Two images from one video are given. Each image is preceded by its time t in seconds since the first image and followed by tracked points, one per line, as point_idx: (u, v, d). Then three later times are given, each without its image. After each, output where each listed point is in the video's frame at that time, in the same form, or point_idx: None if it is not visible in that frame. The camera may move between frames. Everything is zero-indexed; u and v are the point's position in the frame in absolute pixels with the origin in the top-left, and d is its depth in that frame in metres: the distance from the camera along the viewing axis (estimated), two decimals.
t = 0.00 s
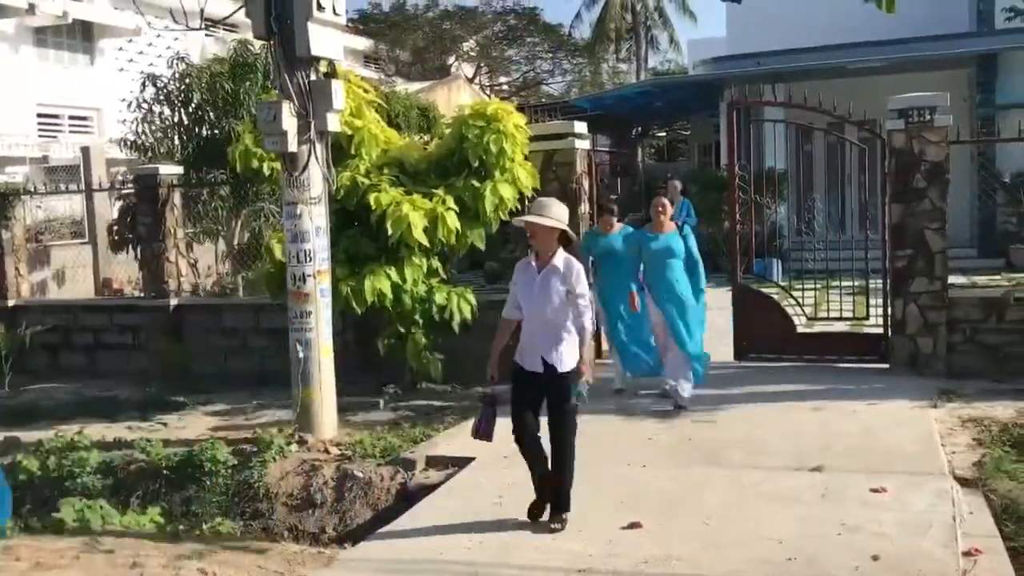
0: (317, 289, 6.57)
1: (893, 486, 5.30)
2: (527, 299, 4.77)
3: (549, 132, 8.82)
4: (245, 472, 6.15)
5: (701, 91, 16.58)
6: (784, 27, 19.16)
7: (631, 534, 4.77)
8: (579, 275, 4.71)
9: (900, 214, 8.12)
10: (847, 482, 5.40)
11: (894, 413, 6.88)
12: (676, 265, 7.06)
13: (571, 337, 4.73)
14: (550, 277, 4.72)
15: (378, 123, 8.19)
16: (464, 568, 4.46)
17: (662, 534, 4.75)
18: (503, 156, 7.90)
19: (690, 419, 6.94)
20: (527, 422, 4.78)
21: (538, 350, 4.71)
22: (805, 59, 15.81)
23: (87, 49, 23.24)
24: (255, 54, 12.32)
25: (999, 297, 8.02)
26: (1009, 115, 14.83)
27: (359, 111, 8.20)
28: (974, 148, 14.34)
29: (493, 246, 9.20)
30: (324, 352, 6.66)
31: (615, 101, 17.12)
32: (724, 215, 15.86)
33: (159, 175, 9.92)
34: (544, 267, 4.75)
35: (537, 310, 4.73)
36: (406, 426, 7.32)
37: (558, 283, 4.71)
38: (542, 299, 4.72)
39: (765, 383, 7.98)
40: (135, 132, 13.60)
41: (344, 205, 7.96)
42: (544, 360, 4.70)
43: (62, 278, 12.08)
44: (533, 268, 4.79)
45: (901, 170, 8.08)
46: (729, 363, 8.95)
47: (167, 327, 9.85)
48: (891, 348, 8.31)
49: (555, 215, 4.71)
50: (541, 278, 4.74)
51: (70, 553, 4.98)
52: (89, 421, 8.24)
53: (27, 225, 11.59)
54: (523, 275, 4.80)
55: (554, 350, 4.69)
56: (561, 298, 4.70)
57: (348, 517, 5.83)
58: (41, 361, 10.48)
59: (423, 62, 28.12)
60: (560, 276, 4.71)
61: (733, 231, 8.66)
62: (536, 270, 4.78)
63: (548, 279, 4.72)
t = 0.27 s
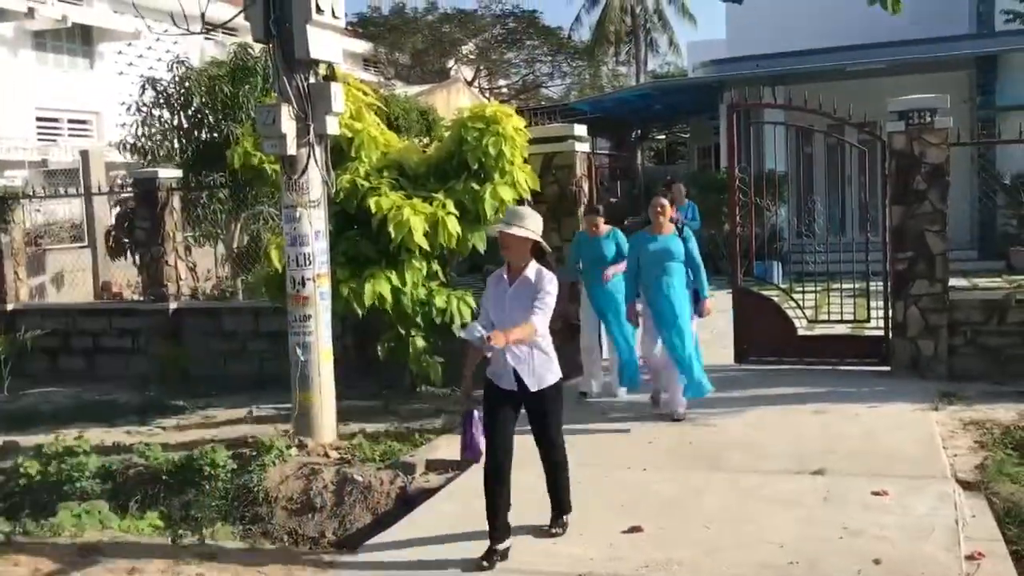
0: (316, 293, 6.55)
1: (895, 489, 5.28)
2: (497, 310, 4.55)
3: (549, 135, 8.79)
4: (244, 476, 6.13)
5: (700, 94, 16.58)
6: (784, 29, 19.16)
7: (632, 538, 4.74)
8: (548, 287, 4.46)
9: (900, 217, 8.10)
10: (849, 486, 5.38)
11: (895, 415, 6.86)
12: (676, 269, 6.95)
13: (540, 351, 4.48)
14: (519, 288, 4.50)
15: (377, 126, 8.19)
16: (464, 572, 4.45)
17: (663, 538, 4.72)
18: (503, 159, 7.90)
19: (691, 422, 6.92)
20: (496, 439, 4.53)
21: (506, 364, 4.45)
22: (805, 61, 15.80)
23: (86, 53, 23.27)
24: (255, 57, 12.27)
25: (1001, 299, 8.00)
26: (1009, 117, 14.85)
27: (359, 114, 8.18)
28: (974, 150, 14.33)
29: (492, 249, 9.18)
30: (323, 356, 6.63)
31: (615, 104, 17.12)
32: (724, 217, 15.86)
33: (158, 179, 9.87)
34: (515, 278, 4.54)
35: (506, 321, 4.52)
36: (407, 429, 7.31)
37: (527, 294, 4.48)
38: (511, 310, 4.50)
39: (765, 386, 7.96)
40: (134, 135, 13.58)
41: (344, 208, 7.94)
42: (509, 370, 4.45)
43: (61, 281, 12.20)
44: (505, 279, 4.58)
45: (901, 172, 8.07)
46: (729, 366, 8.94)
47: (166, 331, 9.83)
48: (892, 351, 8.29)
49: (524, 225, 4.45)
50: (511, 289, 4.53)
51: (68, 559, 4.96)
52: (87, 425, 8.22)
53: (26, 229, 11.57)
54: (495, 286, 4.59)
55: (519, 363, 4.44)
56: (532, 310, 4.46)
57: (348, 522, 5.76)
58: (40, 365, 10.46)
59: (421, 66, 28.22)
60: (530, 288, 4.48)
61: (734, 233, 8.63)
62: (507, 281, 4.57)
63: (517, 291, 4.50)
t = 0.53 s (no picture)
0: (313, 293, 6.52)
1: (895, 490, 5.25)
2: (464, 311, 4.34)
3: (548, 134, 8.76)
4: (240, 477, 6.10)
5: (699, 94, 16.56)
6: (782, 29, 19.14)
7: (630, 539, 4.72)
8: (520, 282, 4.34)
9: (900, 216, 8.08)
10: (848, 487, 5.35)
11: (894, 416, 6.84)
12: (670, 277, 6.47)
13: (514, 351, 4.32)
14: (490, 286, 4.31)
15: (375, 126, 8.18)
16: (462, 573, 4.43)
17: (662, 540, 4.70)
18: (500, 158, 7.88)
19: (690, 423, 6.89)
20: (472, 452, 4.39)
21: (478, 366, 4.26)
22: (804, 61, 15.78)
23: (83, 52, 23.23)
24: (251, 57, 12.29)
25: (1000, 299, 7.98)
26: (1008, 117, 14.86)
27: (356, 113, 8.16)
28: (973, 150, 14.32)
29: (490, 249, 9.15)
30: (321, 356, 6.60)
31: (613, 103, 17.10)
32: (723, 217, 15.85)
33: (155, 178, 9.84)
34: (482, 276, 4.34)
35: (476, 322, 4.31)
36: (405, 430, 7.29)
37: (499, 291, 4.31)
38: (480, 309, 4.31)
39: (764, 386, 7.93)
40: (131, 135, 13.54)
41: (341, 208, 7.91)
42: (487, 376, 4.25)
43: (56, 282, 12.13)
44: (469, 278, 4.37)
45: (901, 172, 8.05)
46: (728, 366, 8.91)
47: (163, 331, 9.79)
48: (892, 351, 8.27)
49: (494, 218, 4.27)
50: (479, 287, 4.33)
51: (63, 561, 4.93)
52: (84, 426, 8.19)
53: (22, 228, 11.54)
54: (459, 285, 4.38)
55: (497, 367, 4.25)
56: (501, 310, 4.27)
57: (345, 523, 5.74)
58: (36, 366, 10.43)
59: (420, 65, 28.23)
60: (501, 284, 4.31)
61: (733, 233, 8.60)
62: (473, 280, 4.36)
63: (487, 288, 4.31)
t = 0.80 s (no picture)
0: (308, 292, 6.50)
1: (890, 490, 5.24)
2: (431, 325, 4.05)
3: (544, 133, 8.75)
4: (235, 477, 6.09)
5: (695, 93, 16.55)
6: (778, 28, 19.13)
7: (625, 539, 4.70)
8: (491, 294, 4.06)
9: (895, 216, 8.09)
10: (844, 487, 5.35)
11: (890, 416, 6.83)
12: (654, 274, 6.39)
13: (486, 368, 4.05)
14: (460, 298, 4.02)
15: (370, 124, 8.15)
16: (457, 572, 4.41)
17: (657, 540, 4.68)
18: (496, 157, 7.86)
19: (685, 422, 6.88)
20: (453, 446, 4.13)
21: (448, 387, 3.99)
22: (800, 60, 15.78)
23: (78, 50, 23.19)
24: (245, 54, 12.25)
25: (996, 299, 7.98)
26: (1003, 116, 14.85)
27: (352, 112, 8.14)
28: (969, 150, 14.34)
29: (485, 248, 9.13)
30: (316, 355, 6.58)
31: (610, 103, 17.08)
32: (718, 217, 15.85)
33: (150, 177, 9.82)
34: (450, 288, 4.04)
35: (444, 337, 4.02)
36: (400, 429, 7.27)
37: (470, 304, 4.02)
38: (449, 323, 4.01)
39: (760, 386, 7.93)
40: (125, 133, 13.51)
41: (336, 206, 7.92)
42: (457, 395, 3.98)
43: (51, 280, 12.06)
44: (435, 289, 4.07)
45: (896, 171, 8.05)
46: (723, 366, 8.91)
47: (157, 330, 9.77)
48: (887, 351, 8.27)
49: (465, 226, 3.96)
50: (447, 300, 4.03)
51: (56, 561, 4.90)
52: (78, 425, 8.16)
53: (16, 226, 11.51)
54: (425, 297, 4.09)
55: (466, 385, 3.99)
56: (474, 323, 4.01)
57: (339, 522, 5.75)
58: (30, 364, 10.40)
59: (416, 63, 28.38)
60: (471, 297, 4.03)
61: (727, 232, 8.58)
62: (441, 292, 4.05)
63: (456, 301, 4.02)
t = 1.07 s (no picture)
0: (306, 289, 6.51)
1: (887, 488, 5.26)
2: (399, 321, 3.89)
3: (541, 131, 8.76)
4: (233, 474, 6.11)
5: (693, 91, 16.57)
6: (776, 27, 19.14)
7: (622, 536, 4.72)
8: (467, 292, 3.87)
9: (892, 214, 8.11)
10: (841, 484, 5.37)
11: (887, 413, 6.85)
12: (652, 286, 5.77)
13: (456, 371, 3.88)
14: (431, 297, 3.85)
15: (368, 122, 8.15)
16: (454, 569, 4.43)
17: (654, 537, 4.70)
18: (494, 155, 7.87)
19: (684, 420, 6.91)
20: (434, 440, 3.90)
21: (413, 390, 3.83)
22: (797, 59, 15.79)
23: (76, 47, 23.16)
24: (243, 51, 12.17)
25: (992, 297, 8.01)
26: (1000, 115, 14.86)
27: (350, 109, 8.14)
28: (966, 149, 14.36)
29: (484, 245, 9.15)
30: (314, 353, 6.59)
31: (607, 101, 17.07)
32: (716, 215, 15.89)
33: (148, 174, 9.83)
34: (423, 284, 3.88)
35: (412, 335, 3.86)
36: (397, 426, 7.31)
37: (442, 302, 3.85)
38: (418, 322, 3.85)
39: (757, 384, 7.95)
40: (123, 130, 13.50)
41: (335, 202, 7.93)
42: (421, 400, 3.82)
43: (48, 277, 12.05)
44: (405, 281, 3.90)
45: (893, 170, 8.06)
46: (720, 363, 8.93)
47: (155, 327, 9.77)
48: (884, 349, 8.30)
49: (442, 215, 3.88)
50: (419, 296, 3.86)
51: (54, 558, 4.91)
52: (75, 422, 8.16)
53: (13, 223, 11.49)
54: (395, 291, 3.91)
55: (432, 388, 3.84)
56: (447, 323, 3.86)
57: (337, 520, 5.72)
58: (27, 361, 10.39)
59: (413, 61, 28.48)
60: (444, 295, 3.85)
61: (723, 229, 8.60)
62: (413, 287, 3.88)
63: (428, 299, 3.85)
